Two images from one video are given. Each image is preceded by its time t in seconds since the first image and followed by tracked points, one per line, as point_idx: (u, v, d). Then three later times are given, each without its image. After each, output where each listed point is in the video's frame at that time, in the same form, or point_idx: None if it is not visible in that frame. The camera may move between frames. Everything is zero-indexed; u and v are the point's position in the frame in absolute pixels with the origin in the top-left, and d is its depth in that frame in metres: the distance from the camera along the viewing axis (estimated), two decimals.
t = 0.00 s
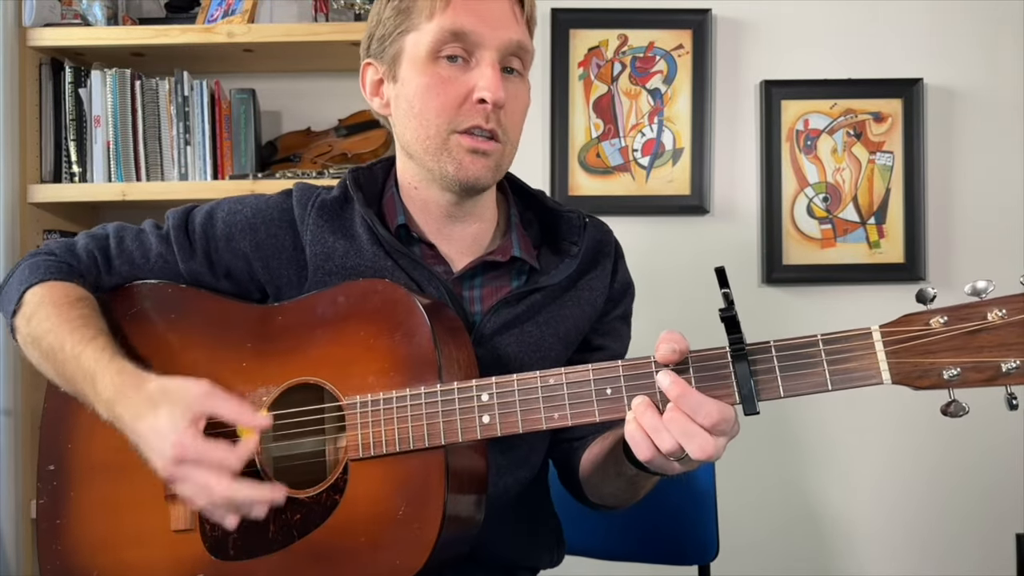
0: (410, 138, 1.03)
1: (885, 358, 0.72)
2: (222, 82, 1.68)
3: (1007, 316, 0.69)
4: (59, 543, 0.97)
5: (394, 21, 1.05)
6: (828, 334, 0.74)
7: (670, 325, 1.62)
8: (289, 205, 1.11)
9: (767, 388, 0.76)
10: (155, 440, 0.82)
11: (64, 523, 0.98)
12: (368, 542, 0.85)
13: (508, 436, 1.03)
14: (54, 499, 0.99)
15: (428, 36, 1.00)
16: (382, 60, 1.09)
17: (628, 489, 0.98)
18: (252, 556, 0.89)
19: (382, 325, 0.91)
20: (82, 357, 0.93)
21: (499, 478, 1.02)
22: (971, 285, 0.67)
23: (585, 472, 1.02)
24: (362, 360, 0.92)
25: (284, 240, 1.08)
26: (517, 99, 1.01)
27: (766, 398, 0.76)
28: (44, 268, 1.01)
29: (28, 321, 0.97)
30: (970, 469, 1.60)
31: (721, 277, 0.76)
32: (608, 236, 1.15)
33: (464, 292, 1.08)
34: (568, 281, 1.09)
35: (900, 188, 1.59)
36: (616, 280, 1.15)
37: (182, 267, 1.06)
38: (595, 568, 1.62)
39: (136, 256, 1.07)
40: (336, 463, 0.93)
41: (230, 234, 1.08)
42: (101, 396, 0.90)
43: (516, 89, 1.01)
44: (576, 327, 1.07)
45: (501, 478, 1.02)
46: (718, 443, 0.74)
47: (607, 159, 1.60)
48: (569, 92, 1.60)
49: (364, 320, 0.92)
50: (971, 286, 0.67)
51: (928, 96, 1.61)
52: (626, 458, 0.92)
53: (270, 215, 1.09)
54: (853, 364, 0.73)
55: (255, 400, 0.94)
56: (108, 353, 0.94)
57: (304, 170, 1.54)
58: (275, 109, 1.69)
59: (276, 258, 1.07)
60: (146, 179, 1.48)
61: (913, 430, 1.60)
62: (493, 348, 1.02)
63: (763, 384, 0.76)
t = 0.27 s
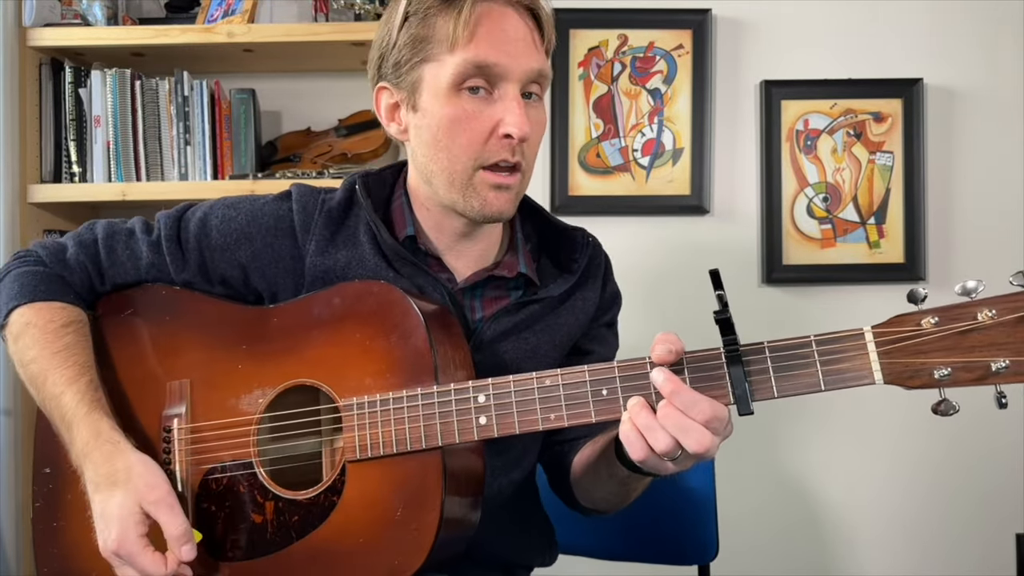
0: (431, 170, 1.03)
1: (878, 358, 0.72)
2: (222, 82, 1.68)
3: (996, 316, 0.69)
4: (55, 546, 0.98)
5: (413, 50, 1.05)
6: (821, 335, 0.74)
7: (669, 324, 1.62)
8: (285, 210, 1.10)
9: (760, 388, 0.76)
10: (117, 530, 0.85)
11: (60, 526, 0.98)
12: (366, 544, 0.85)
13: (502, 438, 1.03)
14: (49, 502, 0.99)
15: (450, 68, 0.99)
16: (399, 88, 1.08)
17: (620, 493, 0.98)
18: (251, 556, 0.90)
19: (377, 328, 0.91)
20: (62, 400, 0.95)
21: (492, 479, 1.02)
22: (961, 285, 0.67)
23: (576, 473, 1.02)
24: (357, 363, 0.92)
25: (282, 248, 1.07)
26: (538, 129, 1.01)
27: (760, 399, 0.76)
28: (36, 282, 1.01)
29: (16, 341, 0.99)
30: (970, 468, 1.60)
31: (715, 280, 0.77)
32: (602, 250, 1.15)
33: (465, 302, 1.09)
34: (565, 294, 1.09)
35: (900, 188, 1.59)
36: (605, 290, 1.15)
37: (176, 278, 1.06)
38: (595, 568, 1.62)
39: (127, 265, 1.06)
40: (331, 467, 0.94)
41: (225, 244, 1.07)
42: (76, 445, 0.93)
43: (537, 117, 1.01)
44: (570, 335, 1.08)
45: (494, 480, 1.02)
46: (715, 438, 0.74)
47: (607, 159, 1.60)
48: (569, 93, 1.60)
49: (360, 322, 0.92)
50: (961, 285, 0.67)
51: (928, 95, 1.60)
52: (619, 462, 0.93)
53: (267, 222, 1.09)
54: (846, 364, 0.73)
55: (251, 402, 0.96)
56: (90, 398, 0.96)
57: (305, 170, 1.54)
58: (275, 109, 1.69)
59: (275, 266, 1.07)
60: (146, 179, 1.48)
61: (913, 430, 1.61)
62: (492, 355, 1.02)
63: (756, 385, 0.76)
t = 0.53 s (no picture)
0: (427, 167, 1.02)
1: (876, 356, 0.72)
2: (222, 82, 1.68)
3: (994, 314, 0.69)
4: (56, 546, 0.98)
5: (409, 47, 1.05)
6: (820, 332, 0.74)
7: (669, 324, 1.62)
8: (285, 211, 1.10)
9: (759, 387, 0.76)
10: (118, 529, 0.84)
11: (60, 526, 0.98)
12: (366, 543, 0.85)
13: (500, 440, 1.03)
14: (50, 502, 0.99)
15: (445, 64, 0.99)
16: (396, 87, 1.08)
17: (621, 495, 0.98)
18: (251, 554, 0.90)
19: (378, 329, 0.91)
20: (62, 399, 0.96)
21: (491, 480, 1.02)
22: (959, 283, 0.67)
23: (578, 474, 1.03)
24: (358, 363, 0.92)
25: (282, 247, 1.08)
26: (534, 125, 1.01)
27: (759, 397, 0.76)
28: (38, 281, 1.02)
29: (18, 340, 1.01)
30: (970, 468, 1.60)
31: (715, 278, 0.76)
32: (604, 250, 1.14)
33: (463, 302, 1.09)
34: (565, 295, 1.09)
35: (900, 188, 1.59)
36: (606, 294, 1.15)
37: (177, 276, 1.06)
38: (595, 568, 1.62)
39: (128, 264, 1.06)
40: (331, 466, 0.94)
41: (226, 242, 1.07)
42: (74, 444, 0.93)
43: (533, 113, 1.01)
44: (570, 338, 1.07)
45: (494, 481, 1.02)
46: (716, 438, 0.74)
47: (607, 160, 1.60)
48: (569, 93, 1.60)
49: (361, 322, 0.92)
50: (959, 283, 0.67)
51: (928, 95, 1.61)
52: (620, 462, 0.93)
53: (267, 222, 1.09)
54: (844, 362, 0.73)
55: (251, 402, 0.96)
56: (89, 397, 0.96)
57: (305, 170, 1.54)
58: (275, 109, 1.69)
59: (275, 265, 1.07)
60: (147, 180, 1.48)
61: (913, 429, 1.61)
62: (491, 355, 1.03)
63: (756, 382, 0.76)
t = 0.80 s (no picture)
0: (413, 148, 1.03)
1: (878, 356, 0.72)
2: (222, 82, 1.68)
3: (996, 315, 0.69)
4: (56, 544, 0.98)
5: (394, 30, 1.06)
6: (822, 332, 0.74)
7: (669, 325, 1.62)
8: (288, 207, 1.10)
9: (763, 387, 0.76)
10: (149, 471, 0.85)
11: (60, 524, 0.98)
12: (366, 542, 0.85)
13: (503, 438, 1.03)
14: (50, 501, 0.99)
15: (428, 43, 0.99)
16: (383, 70, 1.09)
17: (623, 492, 0.98)
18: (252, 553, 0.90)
19: (380, 328, 0.91)
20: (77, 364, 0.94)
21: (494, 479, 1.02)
22: (959, 284, 0.67)
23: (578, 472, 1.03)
24: (361, 361, 0.92)
25: (283, 243, 1.08)
26: (519, 103, 1.00)
27: (761, 397, 0.76)
28: (43, 269, 1.02)
29: (24, 324, 0.99)
30: (970, 468, 1.60)
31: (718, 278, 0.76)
32: (609, 241, 1.15)
33: (463, 298, 1.09)
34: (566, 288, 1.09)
35: (900, 189, 1.59)
36: (613, 287, 1.15)
37: (181, 270, 1.06)
38: (596, 568, 1.62)
39: (134, 257, 1.07)
40: (332, 465, 0.94)
41: (229, 236, 1.07)
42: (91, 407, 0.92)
43: (518, 92, 1.01)
44: (575, 332, 1.07)
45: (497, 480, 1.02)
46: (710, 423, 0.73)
47: (607, 159, 1.60)
48: (569, 93, 1.60)
49: (364, 321, 0.92)
50: (959, 285, 0.67)
51: (928, 96, 1.61)
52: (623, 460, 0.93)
53: (269, 217, 1.09)
54: (848, 361, 0.73)
55: (253, 401, 0.96)
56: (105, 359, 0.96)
57: (305, 170, 1.54)
58: (275, 109, 1.69)
59: (276, 260, 1.07)
60: (146, 180, 1.48)
61: (914, 429, 1.61)
62: (493, 351, 1.02)
63: (758, 381, 0.76)
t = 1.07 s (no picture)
0: (406, 135, 1.03)
1: (886, 355, 0.72)
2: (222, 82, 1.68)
3: (1007, 314, 0.69)
4: (60, 542, 0.97)
5: (384, 18, 1.06)
6: (829, 332, 0.74)
7: (669, 325, 1.62)
8: (291, 204, 1.11)
9: (768, 387, 0.76)
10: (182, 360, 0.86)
11: (65, 522, 0.98)
12: (369, 542, 0.85)
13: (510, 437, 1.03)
14: (55, 499, 0.99)
15: (417, 31, 1.00)
16: (373, 60, 1.09)
17: (633, 488, 0.98)
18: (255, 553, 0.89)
19: (383, 326, 0.92)
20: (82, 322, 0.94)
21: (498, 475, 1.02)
22: (971, 283, 0.67)
23: (589, 470, 1.02)
24: (365, 358, 0.92)
25: (284, 239, 1.08)
26: (511, 89, 1.01)
27: (767, 397, 0.76)
28: (52, 263, 1.03)
29: (36, 303, 1.00)
30: (970, 468, 1.60)
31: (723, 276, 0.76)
32: (613, 237, 1.15)
33: (463, 292, 1.08)
34: (566, 279, 1.09)
35: (900, 189, 1.59)
36: (616, 278, 1.15)
37: (184, 267, 1.06)
38: (595, 567, 1.62)
39: (140, 253, 1.07)
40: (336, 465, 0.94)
41: (231, 232, 1.08)
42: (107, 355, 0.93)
43: (509, 78, 1.01)
44: (577, 325, 1.07)
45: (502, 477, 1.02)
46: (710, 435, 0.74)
47: (607, 159, 1.60)
48: (569, 93, 1.60)
49: (367, 319, 0.92)
50: (971, 284, 0.67)
51: (928, 96, 1.61)
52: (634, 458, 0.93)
53: (272, 214, 1.09)
54: (853, 362, 0.73)
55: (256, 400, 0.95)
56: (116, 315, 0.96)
57: (305, 170, 1.54)
58: (275, 110, 1.69)
59: (278, 256, 1.07)
60: (147, 179, 1.48)
61: (914, 429, 1.61)
62: (494, 346, 1.03)
63: (764, 381, 0.76)
